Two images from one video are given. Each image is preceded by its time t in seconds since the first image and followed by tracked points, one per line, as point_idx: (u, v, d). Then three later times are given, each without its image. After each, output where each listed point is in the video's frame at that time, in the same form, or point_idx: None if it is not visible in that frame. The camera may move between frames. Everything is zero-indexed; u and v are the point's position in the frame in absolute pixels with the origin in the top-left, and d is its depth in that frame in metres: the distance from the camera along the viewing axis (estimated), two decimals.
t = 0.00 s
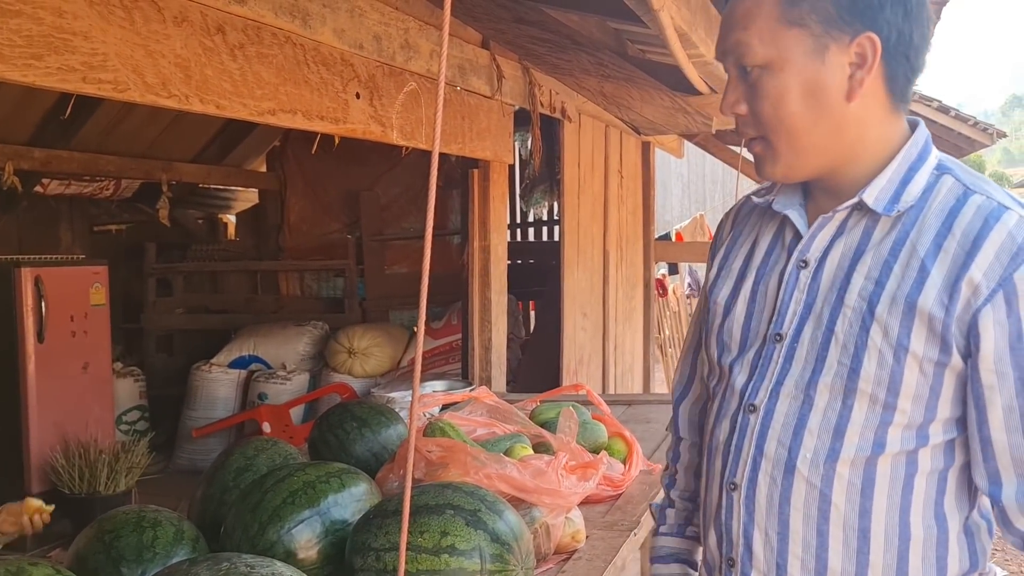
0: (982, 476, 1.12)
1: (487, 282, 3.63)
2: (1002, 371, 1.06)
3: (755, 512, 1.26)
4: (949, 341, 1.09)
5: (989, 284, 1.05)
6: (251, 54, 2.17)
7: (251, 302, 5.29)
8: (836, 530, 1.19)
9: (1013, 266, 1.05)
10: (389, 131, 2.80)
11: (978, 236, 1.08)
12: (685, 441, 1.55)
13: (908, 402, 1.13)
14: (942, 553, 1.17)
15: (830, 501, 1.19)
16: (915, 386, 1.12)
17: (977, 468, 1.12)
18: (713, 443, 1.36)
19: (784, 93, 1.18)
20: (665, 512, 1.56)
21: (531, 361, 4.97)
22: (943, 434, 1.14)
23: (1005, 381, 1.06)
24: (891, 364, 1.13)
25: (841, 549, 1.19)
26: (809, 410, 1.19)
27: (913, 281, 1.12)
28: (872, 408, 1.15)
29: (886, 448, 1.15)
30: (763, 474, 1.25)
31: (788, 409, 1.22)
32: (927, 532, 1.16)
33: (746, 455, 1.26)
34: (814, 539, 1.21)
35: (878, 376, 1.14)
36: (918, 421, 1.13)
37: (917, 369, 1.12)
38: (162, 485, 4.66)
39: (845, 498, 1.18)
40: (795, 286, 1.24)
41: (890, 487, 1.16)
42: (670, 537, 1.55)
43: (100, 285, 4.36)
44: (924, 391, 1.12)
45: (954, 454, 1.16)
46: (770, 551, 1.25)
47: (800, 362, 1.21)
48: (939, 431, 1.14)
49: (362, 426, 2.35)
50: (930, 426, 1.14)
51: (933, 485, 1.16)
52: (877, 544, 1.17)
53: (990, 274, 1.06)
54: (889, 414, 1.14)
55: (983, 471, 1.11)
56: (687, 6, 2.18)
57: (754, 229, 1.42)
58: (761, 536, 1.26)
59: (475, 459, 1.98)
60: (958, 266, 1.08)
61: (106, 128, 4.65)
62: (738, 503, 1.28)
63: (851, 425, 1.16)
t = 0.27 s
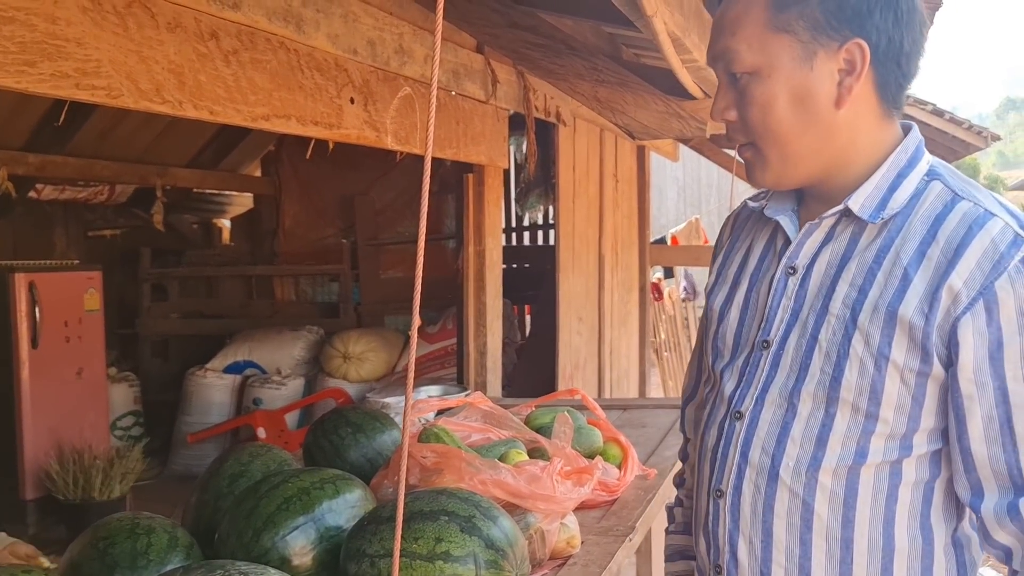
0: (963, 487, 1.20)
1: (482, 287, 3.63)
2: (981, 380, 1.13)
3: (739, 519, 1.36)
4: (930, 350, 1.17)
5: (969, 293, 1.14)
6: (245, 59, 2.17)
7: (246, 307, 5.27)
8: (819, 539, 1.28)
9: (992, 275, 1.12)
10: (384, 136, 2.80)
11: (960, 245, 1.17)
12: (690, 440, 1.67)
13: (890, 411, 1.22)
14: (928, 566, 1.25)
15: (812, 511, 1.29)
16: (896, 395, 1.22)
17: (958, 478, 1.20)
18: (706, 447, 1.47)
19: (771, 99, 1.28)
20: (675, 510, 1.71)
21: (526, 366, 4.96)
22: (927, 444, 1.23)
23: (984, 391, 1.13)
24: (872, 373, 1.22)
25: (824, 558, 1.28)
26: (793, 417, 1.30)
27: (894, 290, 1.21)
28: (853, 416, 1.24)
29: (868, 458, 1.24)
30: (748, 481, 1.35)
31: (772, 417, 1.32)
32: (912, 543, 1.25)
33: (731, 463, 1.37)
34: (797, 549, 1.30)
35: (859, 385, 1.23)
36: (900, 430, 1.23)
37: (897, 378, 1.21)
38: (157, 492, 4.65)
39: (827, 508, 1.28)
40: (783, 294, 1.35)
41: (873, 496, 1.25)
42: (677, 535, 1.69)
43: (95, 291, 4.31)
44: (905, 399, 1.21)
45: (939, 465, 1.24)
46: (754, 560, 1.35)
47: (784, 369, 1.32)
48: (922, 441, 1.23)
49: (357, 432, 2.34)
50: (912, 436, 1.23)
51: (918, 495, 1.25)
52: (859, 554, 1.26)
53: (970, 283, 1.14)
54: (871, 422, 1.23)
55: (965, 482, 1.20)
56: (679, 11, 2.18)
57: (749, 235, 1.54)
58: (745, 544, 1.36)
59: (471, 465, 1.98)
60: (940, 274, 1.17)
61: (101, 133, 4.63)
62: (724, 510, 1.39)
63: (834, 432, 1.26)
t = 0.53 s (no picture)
0: (954, 497, 1.22)
1: (478, 291, 3.63)
2: (969, 390, 1.15)
3: (730, 527, 1.39)
4: (918, 359, 1.19)
5: (956, 301, 1.15)
6: (241, 66, 2.17)
7: (243, 312, 5.28)
8: (809, 546, 1.31)
9: (980, 283, 1.14)
10: (380, 141, 2.80)
11: (949, 253, 1.18)
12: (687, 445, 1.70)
13: (878, 420, 1.24)
14: None
15: (801, 520, 1.31)
16: (884, 405, 1.23)
17: (948, 488, 1.22)
18: (699, 453, 1.50)
19: (760, 107, 1.30)
20: (673, 514, 1.75)
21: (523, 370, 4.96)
22: (918, 454, 1.25)
23: (972, 400, 1.15)
24: (860, 382, 1.24)
25: (815, 565, 1.31)
26: (783, 425, 1.32)
27: (883, 298, 1.23)
28: (842, 424, 1.26)
29: (857, 466, 1.26)
30: (738, 489, 1.38)
31: (762, 425, 1.35)
32: (903, 552, 1.26)
33: (723, 471, 1.40)
34: (787, 558, 1.32)
35: (847, 394, 1.25)
36: (889, 440, 1.24)
37: (885, 387, 1.23)
38: (154, 497, 4.65)
39: (817, 516, 1.30)
40: (774, 301, 1.38)
41: (863, 505, 1.27)
42: (675, 539, 1.73)
43: (91, 295, 4.31)
44: (894, 408, 1.23)
45: (931, 476, 1.25)
46: (746, 567, 1.37)
47: (774, 378, 1.34)
48: (912, 450, 1.24)
49: (354, 437, 2.34)
50: (902, 445, 1.24)
51: (909, 503, 1.26)
52: (849, 561, 1.28)
53: (958, 290, 1.16)
54: (860, 431, 1.25)
55: (955, 492, 1.21)
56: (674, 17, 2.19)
57: (743, 241, 1.58)
58: (736, 551, 1.39)
59: (468, 469, 1.99)
60: (928, 283, 1.19)
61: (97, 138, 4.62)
62: (715, 518, 1.42)
63: (823, 440, 1.28)
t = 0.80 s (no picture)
0: (954, 500, 1.21)
1: (476, 293, 3.64)
2: (970, 394, 1.14)
3: (728, 531, 1.38)
4: (917, 362, 1.18)
5: (956, 305, 1.14)
6: (239, 68, 2.17)
7: (240, 314, 5.28)
8: (807, 550, 1.30)
9: (979, 286, 1.14)
10: (378, 144, 2.81)
11: (947, 255, 1.18)
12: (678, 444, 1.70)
13: (877, 423, 1.23)
14: None
15: (799, 524, 1.30)
16: (883, 408, 1.22)
17: (948, 491, 1.21)
18: (693, 456, 1.49)
19: (751, 110, 1.29)
20: (665, 517, 1.77)
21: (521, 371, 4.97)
22: (916, 457, 1.24)
23: (973, 404, 1.14)
24: (858, 386, 1.23)
25: (813, 569, 1.30)
26: (780, 429, 1.31)
27: (881, 301, 1.22)
28: (840, 428, 1.25)
29: (855, 470, 1.25)
30: (735, 493, 1.36)
31: (759, 428, 1.33)
32: (902, 554, 1.26)
33: (719, 474, 1.39)
34: (785, 562, 1.32)
35: (846, 398, 1.24)
36: (888, 443, 1.24)
37: (884, 391, 1.22)
38: (151, 500, 4.64)
39: (815, 520, 1.29)
40: (770, 303, 1.36)
41: (861, 508, 1.26)
42: (669, 542, 1.75)
43: (88, 298, 4.31)
44: (893, 412, 1.22)
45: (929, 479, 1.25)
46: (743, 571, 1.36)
47: (771, 381, 1.33)
48: (910, 454, 1.24)
49: (352, 439, 2.34)
50: (900, 449, 1.24)
51: (908, 506, 1.26)
52: (848, 566, 1.27)
53: (957, 294, 1.15)
54: (859, 435, 1.24)
55: (955, 495, 1.21)
56: (670, 20, 2.20)
57: (736, 241, 1.56)
58: (733, 555, 1.38)
59: (467, 471, 1.99)
60: (926, 286, 1.18)
61: (94, 141, 4.61)
62: (712, 522, 1.41)
63: (821, 444, 1.27)
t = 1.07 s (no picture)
0: (952, 503, 1.18)
1: (473, 296, 3.64)
2: (967, 397, 1.10)
3: (722, 536, 1.33)
4: (913, 366, 1.14)
5: (952, 309, 1.11)
6: (235, 71, 2.17)
7: (236, 317, 5.27)
8: (803, 557, 1.25)
9: (975, 288, 1.10)
10: (374, 146, 2.81)
11: (942, 257, 1.14)
12: (669, 450, 1.65)
13: (873, 427, 1.20)
14: None
15: (795, 529, 1.25)
16: (879, 412, 1.19)
17: (946, 494, 1.18)
18: (686, 462, 1.44)
19: (741, 113, 1.26)
20: (652, 522, 1.66)
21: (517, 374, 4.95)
22: (912, 460, 1.21)
23: (970, 408, 1.10)
24: (854, 390, 1.19)
25: None
26: (775, 434, 1.26)
27: (876, 304, 1.18)
28: (836, 432, 1.21)
29: (851, 475, 1.22)
30: (729, 498, 1.32)
31: (753, 433, 1.29)
32: (898, 559, 1.22)
33: (713, 480, 1.34)
34: (781, 567, 1.27)
35: (841, 402, 1.20)
36: (884, 446, 1.20)
37: (880, 395, 1.18)
38: (146, 504, 4.62)
39: (811, 525, 1.25)
40: (763, 306, 1.31)
41: (857, 514, 1.22)
42: (658, 550, 1.64)
43: (84, 302, 4.30)
44: (889, 416, 1.19)
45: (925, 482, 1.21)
46: None
47: (765, 386, 1.29)
48: (906, 457, 1.20)
49: (350, 442, 2.34)
50: (896, 452, 1.20)
51: (903, 509, 1.22)
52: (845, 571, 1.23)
53: (953, 297, 1.11)
54: (855, 439, 1.20)
55: (953, 498, 1.17)
56: (666, 23, 2.21)
57: (727, 242, 1.52)
58: (728, 561, 1.33)
59: (465, 474, 1.98)
60: (922, 289, 1.14)
61: (90, 144, 4.61)
62: (706, 527, 1.36)
63: (816, 449, 1.23)
